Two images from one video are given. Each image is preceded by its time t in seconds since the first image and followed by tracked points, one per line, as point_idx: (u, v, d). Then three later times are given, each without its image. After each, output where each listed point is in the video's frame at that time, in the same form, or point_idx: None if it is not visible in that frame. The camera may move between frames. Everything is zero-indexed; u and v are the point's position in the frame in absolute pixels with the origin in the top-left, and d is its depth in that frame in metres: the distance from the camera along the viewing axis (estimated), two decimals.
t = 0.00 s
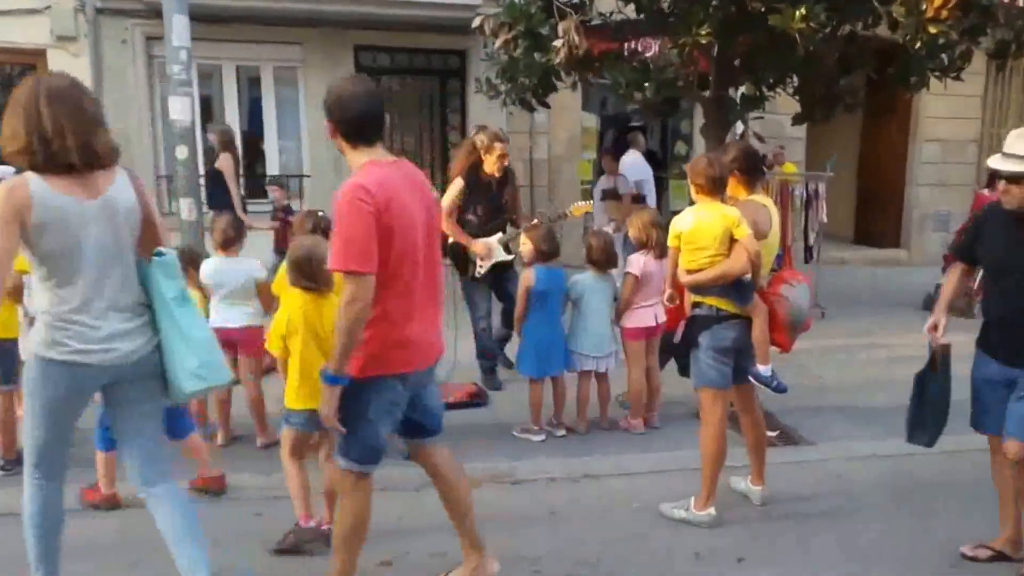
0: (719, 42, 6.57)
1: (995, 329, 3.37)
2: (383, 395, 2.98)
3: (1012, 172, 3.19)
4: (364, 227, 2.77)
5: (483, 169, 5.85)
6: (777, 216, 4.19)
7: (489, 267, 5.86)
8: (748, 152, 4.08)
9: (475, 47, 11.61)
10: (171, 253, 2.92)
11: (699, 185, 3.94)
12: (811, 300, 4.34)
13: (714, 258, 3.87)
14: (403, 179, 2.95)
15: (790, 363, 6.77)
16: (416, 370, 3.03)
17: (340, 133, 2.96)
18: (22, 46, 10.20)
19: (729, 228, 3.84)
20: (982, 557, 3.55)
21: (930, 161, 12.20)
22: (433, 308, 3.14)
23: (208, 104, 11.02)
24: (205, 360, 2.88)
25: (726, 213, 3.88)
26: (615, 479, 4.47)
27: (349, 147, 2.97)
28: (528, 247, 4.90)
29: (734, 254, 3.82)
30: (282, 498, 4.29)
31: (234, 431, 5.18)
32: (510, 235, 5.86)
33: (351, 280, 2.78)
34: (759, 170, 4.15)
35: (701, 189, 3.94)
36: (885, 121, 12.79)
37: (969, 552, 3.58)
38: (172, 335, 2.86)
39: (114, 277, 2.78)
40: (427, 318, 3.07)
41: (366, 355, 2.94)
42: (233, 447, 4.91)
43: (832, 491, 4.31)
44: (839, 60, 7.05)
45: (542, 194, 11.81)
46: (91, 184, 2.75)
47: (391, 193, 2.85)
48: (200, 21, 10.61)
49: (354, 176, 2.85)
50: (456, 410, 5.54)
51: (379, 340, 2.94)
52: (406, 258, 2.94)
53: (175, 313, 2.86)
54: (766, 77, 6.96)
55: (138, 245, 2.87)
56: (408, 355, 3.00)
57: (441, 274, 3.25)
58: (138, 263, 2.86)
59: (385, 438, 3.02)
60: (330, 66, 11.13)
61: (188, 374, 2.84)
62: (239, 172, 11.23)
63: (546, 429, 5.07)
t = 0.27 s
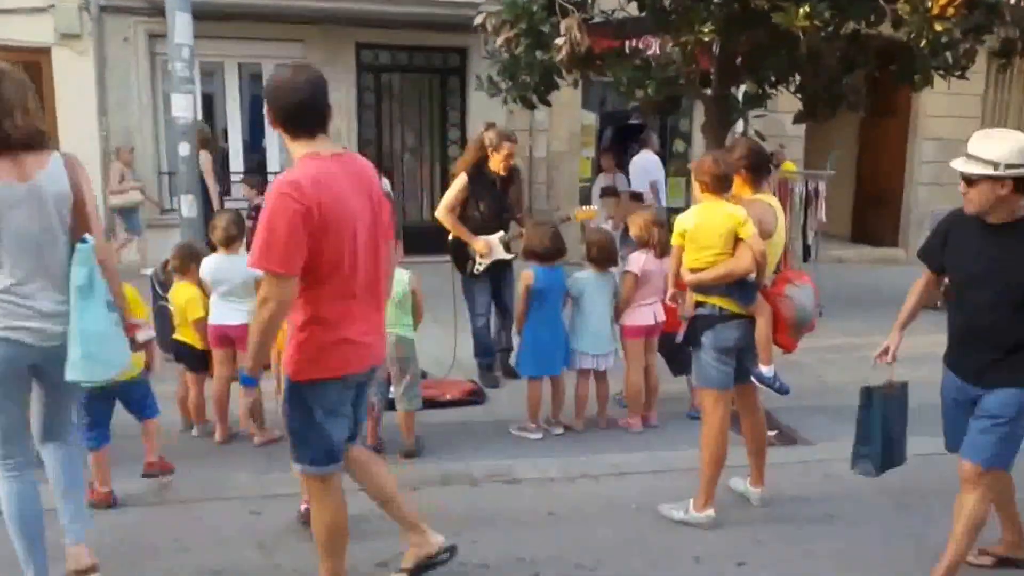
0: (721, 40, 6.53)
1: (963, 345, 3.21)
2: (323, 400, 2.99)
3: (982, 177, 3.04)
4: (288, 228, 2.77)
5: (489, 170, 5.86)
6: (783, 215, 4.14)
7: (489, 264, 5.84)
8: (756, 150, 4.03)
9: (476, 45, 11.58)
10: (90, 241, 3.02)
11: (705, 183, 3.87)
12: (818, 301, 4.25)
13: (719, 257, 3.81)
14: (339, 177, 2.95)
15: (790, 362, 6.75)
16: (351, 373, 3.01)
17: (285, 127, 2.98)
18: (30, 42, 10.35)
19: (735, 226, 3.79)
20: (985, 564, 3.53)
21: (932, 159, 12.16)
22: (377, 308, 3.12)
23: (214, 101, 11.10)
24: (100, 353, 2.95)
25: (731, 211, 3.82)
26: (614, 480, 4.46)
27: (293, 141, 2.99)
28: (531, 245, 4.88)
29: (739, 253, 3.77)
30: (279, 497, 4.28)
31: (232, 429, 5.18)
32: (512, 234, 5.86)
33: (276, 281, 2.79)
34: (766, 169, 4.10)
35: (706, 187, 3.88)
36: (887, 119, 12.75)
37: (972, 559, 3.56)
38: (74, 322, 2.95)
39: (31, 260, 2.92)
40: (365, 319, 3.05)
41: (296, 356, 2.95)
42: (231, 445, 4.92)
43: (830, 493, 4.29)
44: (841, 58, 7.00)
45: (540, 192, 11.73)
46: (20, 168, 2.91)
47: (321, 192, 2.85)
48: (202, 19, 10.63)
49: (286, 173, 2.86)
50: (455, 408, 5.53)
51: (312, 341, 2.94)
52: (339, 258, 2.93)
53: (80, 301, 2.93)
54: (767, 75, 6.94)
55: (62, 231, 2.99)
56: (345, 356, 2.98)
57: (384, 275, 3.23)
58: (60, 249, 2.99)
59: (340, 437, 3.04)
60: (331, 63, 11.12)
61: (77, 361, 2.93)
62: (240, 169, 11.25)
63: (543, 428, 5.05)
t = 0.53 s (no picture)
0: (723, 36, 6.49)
1: (931, 340, 3.16)
2: (278, 399, 2.97)
3: (929, 160, 3.05)
4: (239, 227, 2.72)
5: (489, 168, 5.85)
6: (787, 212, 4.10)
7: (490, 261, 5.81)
8: (761, 146, 3.97)
9: (477, 43, 11.55)
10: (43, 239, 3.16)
11: (709, 180, 3.83)
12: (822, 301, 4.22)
13: (722, 254, 3.78)
14: (294, 173, 2.90)
15: (790, 360, 6.73)
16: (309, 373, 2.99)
17: (238, 121, 2.92)
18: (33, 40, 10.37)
19: (739, 224, 3.77)
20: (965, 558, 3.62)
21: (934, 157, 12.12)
22: (333, 304, 3.09)
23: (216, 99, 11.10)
24: (52, 349, 3.08)
25: (735, 209, 3.80)
26: (614, 479, 4.43)
27: (246, 135, 2.94)
28: (533, 242, 4.85)
29: (743, 251, 3.75)
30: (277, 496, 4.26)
31: (232, 426, 5.18)
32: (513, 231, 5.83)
33: (227, 281, 2.75)
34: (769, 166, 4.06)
35: (711, 184, 3.84)
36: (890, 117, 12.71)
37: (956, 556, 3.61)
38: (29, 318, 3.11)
39: None
40: (323, 319, 3.02)
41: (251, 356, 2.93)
42: (230, 442, 4.91)
43: (830, 493, 4.26)
44: (845, 55, 6.95)
45: (539, 191, 11.68)
46: None
47: (273, 188, 2.80)
48: (204, 17, 10.61)
49: (237, 169, 2.81)
50: (454, 406, 5.51)
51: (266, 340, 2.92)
52: (293, 255, 2.89)
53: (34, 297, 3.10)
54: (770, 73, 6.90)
55: (20, 232, 3.16)
56: (302, 355, 2.96)
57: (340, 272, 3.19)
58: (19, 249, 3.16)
59: (314, 434, 3.05)
60: (332, 62, 11.11)
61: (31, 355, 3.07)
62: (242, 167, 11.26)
63: (542, 425, 5.03)
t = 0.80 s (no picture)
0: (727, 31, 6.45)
1: (879, 348, 3.02)
2: (232, 398, 3.00)
3: (859, 157, 2.96)
4: (187, 225, 2.74)
5: (490, 164, 5.84)
6: (790, 207, 4.09)
7: (496, 257, 5.81)
8: (760, 140, 3.95)
9: (480, 40, 11.54)
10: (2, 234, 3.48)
11: (710, 174, 3.80)
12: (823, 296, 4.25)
13: (724, 250, 3.75)
14: (240, 172, 2.93)
15: (793, 356, 6.71)
16: (260, 371, 3.01)
17: (182, 121, 2.94)
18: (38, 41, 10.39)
19: (741, 219, 3.74)
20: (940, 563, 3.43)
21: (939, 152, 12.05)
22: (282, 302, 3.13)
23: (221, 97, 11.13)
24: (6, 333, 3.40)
25: (738, 204, 3.76)
26: (615, 475, 4.42)
27: (192, 135, 2.96)
28: (535, 237, 4.84)
29: (745, 245, 3.72)
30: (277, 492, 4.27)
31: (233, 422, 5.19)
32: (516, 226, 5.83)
33: (177, 279, 2.77)
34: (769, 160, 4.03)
35: (712, 178, 3.81)
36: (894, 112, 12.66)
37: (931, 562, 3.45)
38: None
39: None
40: (273, 316, 3.06)
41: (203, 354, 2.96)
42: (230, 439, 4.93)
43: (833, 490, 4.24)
44: (849, 49, 6.90)
45: (545, 187, 11.71)
46: None
47: (220, 187, 2.83)
48: (208, 16, 10.63)
49: (181, 167, 2.83)
50: (456, 403, 5.50)
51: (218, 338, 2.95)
52: (241, 253, 2.91)
53: None
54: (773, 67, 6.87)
55: None
56: (254, 352, 2.99)
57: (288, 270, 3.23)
58: None
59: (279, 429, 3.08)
60: (336, 60, 11.11)
61: None
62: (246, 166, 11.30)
63: (543, 422, 5.03)
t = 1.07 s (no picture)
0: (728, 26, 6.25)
1: (793, 343, 2.95)
2: (147, 388, 2.99)
3: (754, 144, 2.91)
4: (116, 209, 2.77)
5: (491, 161, 5.84)
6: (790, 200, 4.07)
7: (501, 251, 5.78)
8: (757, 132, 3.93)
9: (484, 36, 11.53)
10: None
11: (708, 168, 3.85)
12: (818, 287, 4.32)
13: (723, 243, 3.77)
14: (171, 163, 2.97)
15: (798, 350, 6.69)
16: (178, 362, 3.02)
17: (117, 111, 2.98)
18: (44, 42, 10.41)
19: (739, 212, 3.76)
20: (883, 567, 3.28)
21: (946, 144, 11.96)
22: (209, 295, 3.15)
23: (226, 96, 11.16)
24: None
25: (735, 197, 3.78)
26: (617, 471, 4.42)
27: (126, 126, 3.00)
28: (535, 233, 4.83)
29: (744, 238, 3.73)
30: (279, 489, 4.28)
31: (237, 420, 5.21)
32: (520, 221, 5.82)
33: (102, 262, 2.78)
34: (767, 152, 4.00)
35: (710, 171, 3.86)
36: (900, 105, 12.60)
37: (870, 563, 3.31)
38: None
39: None
40: (197, 309, 3.07)
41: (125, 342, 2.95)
42: (234, 436, 4.95)
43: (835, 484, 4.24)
44: (853, 41, 6.86)
45: (550, 183, 11.69)
46: None
47: (150, 175, 2.86)
48: (213, 15, 10.65)
49: (112, 154, 2.87)
50: (459, 399, 5.50)
51: (141, 326, 2.95)
52: (169, 242, 2.94)
53: None
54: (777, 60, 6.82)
55: None
56: (177, 343, 3.00)
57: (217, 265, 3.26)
58: None
59: (171, 434, 3.05)
60: (341, 58, 11.11)
61: None
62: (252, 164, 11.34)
63: (545, 418, 5.03)
